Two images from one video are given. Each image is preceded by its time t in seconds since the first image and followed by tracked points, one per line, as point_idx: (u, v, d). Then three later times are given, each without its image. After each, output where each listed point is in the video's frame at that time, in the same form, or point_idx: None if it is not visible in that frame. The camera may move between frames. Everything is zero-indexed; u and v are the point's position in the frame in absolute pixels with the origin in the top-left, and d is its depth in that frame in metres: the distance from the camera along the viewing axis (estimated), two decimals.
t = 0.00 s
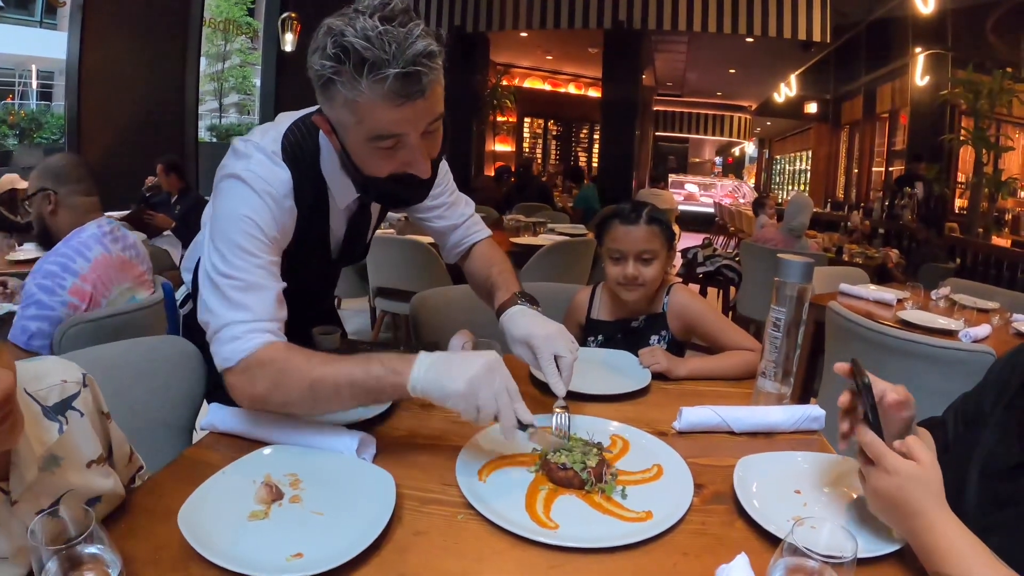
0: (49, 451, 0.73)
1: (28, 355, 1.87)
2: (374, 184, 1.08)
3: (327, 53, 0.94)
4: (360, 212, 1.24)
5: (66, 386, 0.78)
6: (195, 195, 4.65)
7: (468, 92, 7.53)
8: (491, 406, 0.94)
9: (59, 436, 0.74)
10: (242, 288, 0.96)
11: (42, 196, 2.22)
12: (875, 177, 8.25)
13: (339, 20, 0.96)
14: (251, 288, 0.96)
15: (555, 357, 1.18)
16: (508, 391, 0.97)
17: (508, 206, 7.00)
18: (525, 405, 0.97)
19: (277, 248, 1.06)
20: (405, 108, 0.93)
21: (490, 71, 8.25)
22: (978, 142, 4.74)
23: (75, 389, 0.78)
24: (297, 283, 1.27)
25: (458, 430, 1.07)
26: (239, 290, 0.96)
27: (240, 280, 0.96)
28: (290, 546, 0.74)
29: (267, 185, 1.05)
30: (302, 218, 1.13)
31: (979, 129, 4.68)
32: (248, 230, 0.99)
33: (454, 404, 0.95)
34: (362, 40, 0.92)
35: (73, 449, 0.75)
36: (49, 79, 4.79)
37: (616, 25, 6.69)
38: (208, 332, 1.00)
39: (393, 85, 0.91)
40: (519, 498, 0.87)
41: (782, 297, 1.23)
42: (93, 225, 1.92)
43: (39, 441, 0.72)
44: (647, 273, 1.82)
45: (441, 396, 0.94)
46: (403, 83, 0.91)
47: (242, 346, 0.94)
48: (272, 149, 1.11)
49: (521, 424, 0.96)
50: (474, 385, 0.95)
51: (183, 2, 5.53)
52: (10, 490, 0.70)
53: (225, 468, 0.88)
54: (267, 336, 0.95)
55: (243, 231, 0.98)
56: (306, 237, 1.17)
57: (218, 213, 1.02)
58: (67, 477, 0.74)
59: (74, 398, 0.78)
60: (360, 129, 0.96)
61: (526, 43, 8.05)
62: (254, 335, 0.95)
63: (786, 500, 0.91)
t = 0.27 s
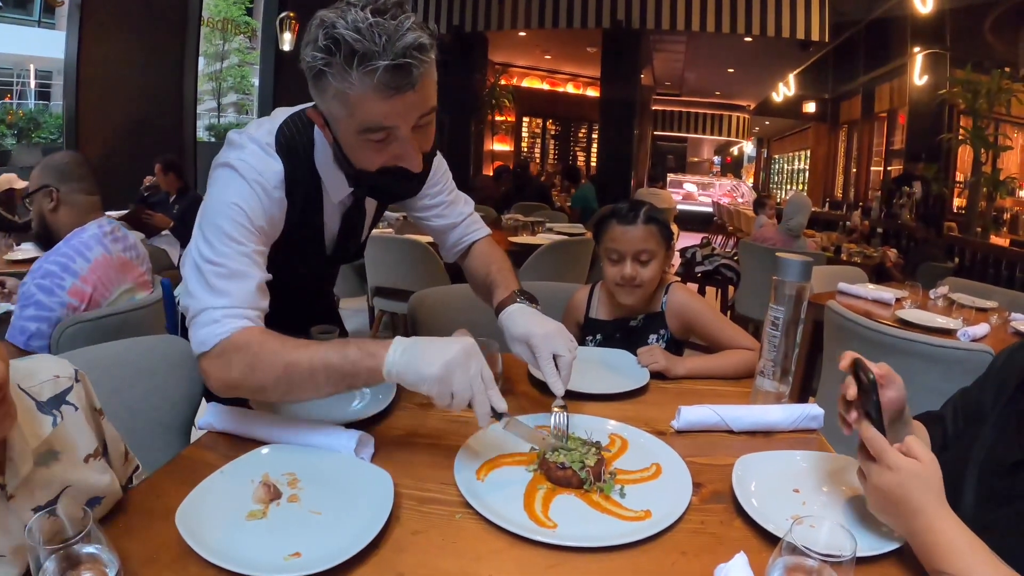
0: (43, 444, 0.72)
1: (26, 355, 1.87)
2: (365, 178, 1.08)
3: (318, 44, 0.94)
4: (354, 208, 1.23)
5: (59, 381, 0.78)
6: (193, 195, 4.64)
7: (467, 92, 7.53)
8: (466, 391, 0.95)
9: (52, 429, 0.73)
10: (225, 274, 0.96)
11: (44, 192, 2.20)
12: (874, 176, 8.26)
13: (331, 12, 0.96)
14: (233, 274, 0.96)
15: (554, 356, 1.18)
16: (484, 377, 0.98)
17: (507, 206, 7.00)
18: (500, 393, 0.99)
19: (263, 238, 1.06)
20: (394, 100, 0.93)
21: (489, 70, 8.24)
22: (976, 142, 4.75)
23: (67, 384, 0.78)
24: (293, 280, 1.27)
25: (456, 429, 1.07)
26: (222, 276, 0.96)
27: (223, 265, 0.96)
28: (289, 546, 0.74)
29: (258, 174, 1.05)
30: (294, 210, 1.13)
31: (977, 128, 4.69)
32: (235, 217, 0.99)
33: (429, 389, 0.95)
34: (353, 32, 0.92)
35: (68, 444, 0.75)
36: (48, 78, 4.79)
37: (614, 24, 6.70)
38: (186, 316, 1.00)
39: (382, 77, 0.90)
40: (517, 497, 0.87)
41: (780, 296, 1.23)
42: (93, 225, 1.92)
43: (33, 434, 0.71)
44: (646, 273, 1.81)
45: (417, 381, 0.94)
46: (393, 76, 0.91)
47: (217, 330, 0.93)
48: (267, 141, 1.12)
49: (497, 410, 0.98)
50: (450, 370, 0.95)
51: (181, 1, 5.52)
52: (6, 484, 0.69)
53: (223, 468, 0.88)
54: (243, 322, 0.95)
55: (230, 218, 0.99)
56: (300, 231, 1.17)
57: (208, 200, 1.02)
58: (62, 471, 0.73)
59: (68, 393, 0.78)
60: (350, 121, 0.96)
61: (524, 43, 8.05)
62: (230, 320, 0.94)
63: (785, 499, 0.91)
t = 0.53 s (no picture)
0: (45, 446, 0.73)
1: (19, 351, 1.86)
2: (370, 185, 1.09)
3: (329, 55, 0.93)
4: (358, 215, 1.24)
5: (64, 385, 0.78)
6: (191, 195, 4.65)
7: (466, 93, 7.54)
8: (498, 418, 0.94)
9: (55, 431, 0.73)
10: (242, 292, 0.96)
11: (48, 190, 2.20)
12: (872, 179, 8.28)
13: (341, 22, 0.95)
14: (251, 291, 0.96)
15: (551, 360, 1.19)
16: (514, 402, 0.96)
17: (505, 208, 7.00)
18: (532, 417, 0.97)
19: (275, 250, 1.06)
20: (406, 112, 0.93)
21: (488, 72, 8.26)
22: (974, 145, 4.77)
23: (72, 388, 0.79)
24: (294, 283, 1.28)
25: (454, 431, 1.07)
26: (239, 294, 0.96)
27: (241, 284, 0.96)
28: (286, 547, 0.74)
29: (264, 187, 1.04)
30: (299, 222, 1.13)
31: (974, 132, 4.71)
32: (246, 233, 0.99)
33: (463, 419, 0.94)
34: (365, 43, 0.92)
35: (72, 446, 0.75)
36: (47, 78, 4.79)
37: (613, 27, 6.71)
38: (208, 337, 1.00)
39: (396, 89, 0.91)
40: (516, 499, 0.87)
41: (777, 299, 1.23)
42: (95, 226, 1.92)
43: (34, 436, 0.71)
44: (643, 276, 1.82)
45: (450, 410, 0.94)
46: (405, 88, 0.91)
47: (242, 352, 0.93)
48: (268, 151, 1.11)
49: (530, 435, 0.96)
50: (482, 399, 0.94)
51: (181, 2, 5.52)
52: (7, 484, 0.70)
53: (221, 469, 0.88)
54: (267, 341, 0.95)
55: (242, 235, 0.98)
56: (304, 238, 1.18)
57: (215, 217, 1.02)
58: (64, 475, 0.74)
59: (72, 397, 0.78)
60: (361, 133, 0.96)
61: (523, 45, 8.06)
62: (255, 339, 0.94)
63: (782, 501, 0.91)
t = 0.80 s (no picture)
0: (44, 450, 0.73)
1: (19, 353, 1.84)
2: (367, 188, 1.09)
3: (324, 59, 0.93)
4: (354, 216, 1.24)
5: (63, 389, 0.78)
6: (191, 197, 4.65)
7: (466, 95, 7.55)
8: (478, 406, 0.94)
9: (54, 434, 0.74)
10: (231, 288, 0.96)
11: (51, 189, 2.20)
12: (870, 181, 8.30)
13: (337, 25, 0.95)
14: (240, 288, 0.97)
15: (550, 361, 1.19)
16: (495, 390, 0.97)
17: (504, 209, 7.01)
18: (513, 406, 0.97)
19: (267, 248, 1.06)
20: (402, 115, 0.94)
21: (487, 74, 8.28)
22: (973, 146, 4.79)
23: (72, 392, 0.79)
24: (292, 284, 1.28)
25: (453, 432, 1.07)
26: (228, 290, 0.96)
27: (229, 280, 0.97)
28: (286, 548, 0.74)
29: (258, 185, 1.05)
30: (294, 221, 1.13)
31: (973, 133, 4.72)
32: (238, 230, 0.99)
33: (442, 405, 0.94)
34: (360, 46, 0.92)
35: (70, 450, 0.75)
36: (47, 79, 4.79)
37: (612, 29, 6.73)
38: (196, 331, 1.00)
39: (391, 93, 0.91)
40: (514, 501, 0.87)
41: (775, 302, 1.23)
42: (96, 226, 1.92)
43: (33, 439, 0.72)
44: (641, 279, 1.83)
45: (429, 396, 0.94)
46: (400, 91, 0.91)
47: (229, 347, 0.94)
48: (265, 150, 1.11)
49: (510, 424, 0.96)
50: (462, 385, 0.94)
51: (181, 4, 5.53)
52: (7, 487, 0.70)
53: (220, 470, 0.88)
54: (254, 337, 0.96)
55: (234, 231, 0.99)
56: (300, 238, 1.18)
57: (209, 213, 1.02)
58: (64, 478, 0.74)
59: (71, 400, 0.78)
60: (357, 136, 0.96)
61: (522, 47, 8.08)
62: (241, 335, 0.95)
63: (781, 502, 0.91)
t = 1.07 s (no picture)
0: (43, 453, 0.72)
1: (19, 355, 1.85)
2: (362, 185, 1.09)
3: (314, 52, 0.94)
4: (351, 214, 1.23)
5: (62, 393, 0.78)
6: (191, 197, 4.65)
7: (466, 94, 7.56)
8: (454, 403, 0.94)
9: (52, 437, 0.73)
10: (218, 280, 0.97)
11: (49, 188, 2.20)
12: (871, 179, 8.29)
13: (328, 21, 0.96)
14: (225, 280, 0.97)
15: (550, 361, 1.19)
16: (472, 388, 0.96)
17: (504, 209, 7.00)
18: (489, 403, 0.97)
19: (259, 244, 1.06)
20: (392, 110, 0.93)
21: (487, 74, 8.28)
22: (973, 145, 4.78)
23: (71, 396, 0.79)
24: (291, 283, 1.28)
25: (453, 431, 1.07)
26: (214, 282, 0.97)
27: (216, 272, 0.97)
28: (285, 548, 0.74)
29: (252, 180, 1.05)
30: (290, 218, 1.13)
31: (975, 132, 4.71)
32: (228, 223, 1.00)
33: (416, 403, 0.94)
34: (348, 41, 0.92)
35: (68, 454, 0.75)
36: (46, 80, 4.79)
37: (612, 28, 6.72)
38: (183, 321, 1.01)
39: (378, 86, 0.91)
40: (513, 499, 0.87)
41: (776, 301, 1.23)
42: (94, 227, 1.92)
43: (32, 441, 0.71)
44: (641, 278, 1.82)
45: (404, 394, 0.93)
46: (389, 84, 0.91)
47: (209, 336, 0.94)
48: (262, 146, 1.12)
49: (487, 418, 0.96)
50: (437, 383, 0.94)
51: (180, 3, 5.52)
52: (5, 490, 0.69)
53: (219, 470, 0.88)
54: (236, 329, 0.96)
55: (223, 224, 0.99)
56: (297, 236, 1.17)
57: (202, 207, 1.03)
58: (62, 482, 0.73)
59: (71, 403, 0.78)
60: (347, 131, 0.96)
61: (522, 46, 8.07)
62: (224, 326, 0.95)
63: (781, 501, 0.91)
